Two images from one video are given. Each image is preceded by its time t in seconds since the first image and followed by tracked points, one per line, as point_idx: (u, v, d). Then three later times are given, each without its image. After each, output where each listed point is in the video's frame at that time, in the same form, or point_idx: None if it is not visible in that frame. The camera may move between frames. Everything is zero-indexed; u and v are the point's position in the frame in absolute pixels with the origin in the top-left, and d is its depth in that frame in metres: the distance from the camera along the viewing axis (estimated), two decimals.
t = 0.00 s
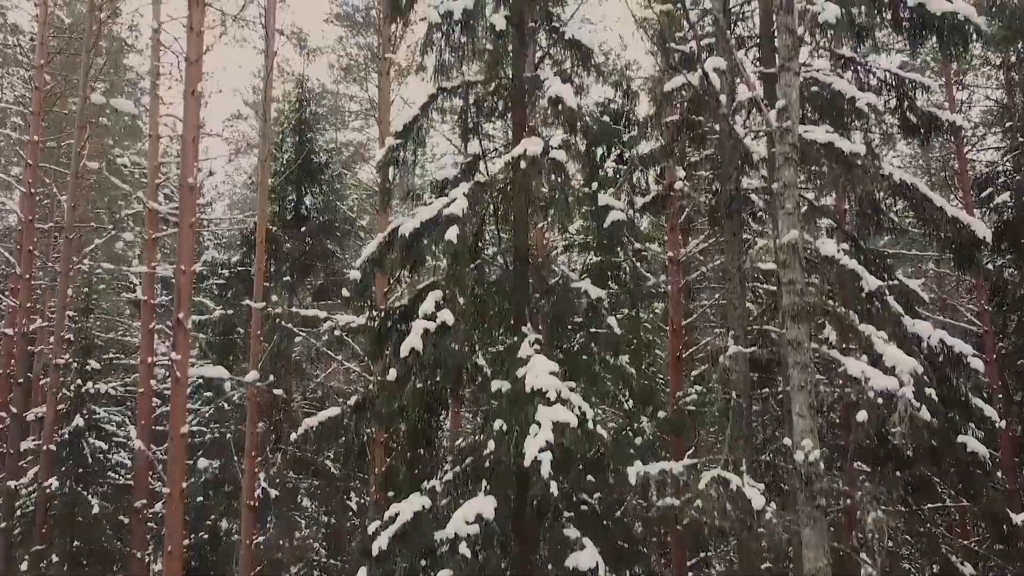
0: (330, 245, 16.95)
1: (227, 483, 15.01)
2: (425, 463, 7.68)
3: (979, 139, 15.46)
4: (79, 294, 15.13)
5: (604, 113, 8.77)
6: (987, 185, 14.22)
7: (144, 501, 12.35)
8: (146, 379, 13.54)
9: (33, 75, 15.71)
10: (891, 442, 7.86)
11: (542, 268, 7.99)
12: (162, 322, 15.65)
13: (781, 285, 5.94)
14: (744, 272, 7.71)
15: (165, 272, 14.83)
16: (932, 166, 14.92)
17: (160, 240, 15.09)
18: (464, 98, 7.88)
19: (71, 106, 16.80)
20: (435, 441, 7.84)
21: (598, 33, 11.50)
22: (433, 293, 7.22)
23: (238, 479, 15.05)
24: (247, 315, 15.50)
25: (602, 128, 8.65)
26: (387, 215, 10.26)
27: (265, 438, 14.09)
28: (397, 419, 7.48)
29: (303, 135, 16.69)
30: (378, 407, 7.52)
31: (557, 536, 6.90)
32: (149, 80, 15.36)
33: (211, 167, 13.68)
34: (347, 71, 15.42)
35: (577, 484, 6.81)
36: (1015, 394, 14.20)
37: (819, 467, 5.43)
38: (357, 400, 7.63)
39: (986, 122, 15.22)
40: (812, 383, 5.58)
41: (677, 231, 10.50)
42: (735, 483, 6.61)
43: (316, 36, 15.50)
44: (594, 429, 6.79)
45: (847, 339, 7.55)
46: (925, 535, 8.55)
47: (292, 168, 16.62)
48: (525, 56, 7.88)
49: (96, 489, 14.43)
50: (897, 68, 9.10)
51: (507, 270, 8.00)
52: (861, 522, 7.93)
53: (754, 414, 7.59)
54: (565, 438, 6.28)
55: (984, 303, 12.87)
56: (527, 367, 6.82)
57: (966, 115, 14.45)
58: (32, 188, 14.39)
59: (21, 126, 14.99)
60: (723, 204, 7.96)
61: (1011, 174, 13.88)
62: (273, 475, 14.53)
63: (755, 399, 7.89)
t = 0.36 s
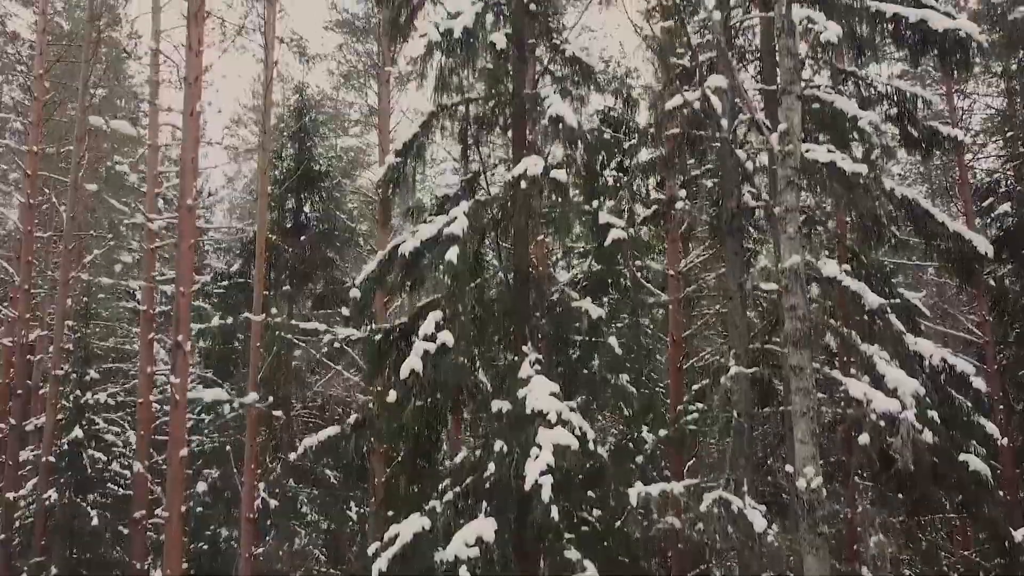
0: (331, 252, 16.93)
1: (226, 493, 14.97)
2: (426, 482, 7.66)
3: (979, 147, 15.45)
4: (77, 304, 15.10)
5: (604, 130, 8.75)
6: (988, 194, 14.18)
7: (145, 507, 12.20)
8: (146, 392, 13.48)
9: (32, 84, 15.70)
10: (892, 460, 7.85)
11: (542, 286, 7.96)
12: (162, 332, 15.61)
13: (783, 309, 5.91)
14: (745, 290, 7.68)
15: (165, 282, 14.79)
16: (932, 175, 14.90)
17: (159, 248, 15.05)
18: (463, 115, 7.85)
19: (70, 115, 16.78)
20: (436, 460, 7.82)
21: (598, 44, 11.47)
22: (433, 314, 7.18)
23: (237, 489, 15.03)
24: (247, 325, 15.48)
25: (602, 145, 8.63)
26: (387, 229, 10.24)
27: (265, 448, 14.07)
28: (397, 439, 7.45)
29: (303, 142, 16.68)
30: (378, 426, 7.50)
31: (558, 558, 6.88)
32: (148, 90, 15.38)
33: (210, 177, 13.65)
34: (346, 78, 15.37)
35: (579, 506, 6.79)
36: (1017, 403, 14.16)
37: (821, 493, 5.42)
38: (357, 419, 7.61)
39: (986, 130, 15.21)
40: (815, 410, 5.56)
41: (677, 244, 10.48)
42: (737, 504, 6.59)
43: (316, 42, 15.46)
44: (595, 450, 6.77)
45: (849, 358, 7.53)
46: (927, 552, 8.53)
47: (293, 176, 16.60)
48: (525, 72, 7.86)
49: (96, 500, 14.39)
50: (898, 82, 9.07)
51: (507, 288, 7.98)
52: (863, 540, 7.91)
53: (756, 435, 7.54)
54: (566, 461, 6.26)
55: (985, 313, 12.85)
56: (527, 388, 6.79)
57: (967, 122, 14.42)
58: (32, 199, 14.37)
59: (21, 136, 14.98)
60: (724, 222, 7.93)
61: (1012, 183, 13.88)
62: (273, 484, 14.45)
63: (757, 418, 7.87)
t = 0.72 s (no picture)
0: (331, 261, 16.92)
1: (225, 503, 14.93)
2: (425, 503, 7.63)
3: (979, 155, 15.45)
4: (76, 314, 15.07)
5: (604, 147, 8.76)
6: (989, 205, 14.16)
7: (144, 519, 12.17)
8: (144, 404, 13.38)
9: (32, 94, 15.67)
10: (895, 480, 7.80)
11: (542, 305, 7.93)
12: (161, 342, 15.56)
13: (785, 335, 5.89)
14: (747, 310, 7.64)
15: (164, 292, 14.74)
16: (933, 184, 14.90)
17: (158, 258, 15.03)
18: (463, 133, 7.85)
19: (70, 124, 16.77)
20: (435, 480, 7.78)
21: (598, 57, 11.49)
22: (433, 335, 7.13)
23: (237, 500, 14.98)
24: (246, 335, 15.44)
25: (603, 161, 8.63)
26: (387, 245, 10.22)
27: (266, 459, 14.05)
28: (397, 460, 7.42)
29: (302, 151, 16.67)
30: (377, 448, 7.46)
31: None
32: (148, 100, 15.41)
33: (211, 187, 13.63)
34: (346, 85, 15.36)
35: (579, 528, 6.75)
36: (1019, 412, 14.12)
37: (823, 520, 5.39)
38: (356, 440, 7.57)
39: (987, 139, 15.21)
40: (816, 436, 5.53)
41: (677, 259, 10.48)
42: (738, 527, 6.56)
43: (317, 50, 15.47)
44: (596, 472, 6.74)
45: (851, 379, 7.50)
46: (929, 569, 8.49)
47: (292, 185, 16.58)
48: (525, 90, 7.86)
49: (94, 510, 14.35)
50: (899, 97, 9.06)
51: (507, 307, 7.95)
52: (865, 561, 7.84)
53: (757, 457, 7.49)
54: (567, 484, 6.22)
55: (987, 324, 12.83)
56: (528, 409, 6.76)
57: (967, 132, 14.42)
58: (31, 209, 14.34)
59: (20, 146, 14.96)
60: (727, 240, 7.90)
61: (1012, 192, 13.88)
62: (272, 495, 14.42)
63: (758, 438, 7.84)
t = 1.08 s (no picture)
0: (332, 270, 16.88)
1: (224, 513, 14.90)
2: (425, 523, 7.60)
3: (981, 164, 15.42)
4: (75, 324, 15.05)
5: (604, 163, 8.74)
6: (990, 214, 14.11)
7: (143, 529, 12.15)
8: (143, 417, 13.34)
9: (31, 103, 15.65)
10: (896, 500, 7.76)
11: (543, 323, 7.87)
12: (161, 351, 15.50)
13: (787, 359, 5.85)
14: (748, 329, 7.61)
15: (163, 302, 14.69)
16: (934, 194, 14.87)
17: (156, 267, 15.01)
18: (463, 150, 7.79)
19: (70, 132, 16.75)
20: (435, 500, 7.75)
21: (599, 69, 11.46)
22: (433, 356, 7.09)
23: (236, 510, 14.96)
24: (246, 345, 15.41)
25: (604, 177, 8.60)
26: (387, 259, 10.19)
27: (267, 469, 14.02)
28: (397, 481, 7.39)
29: (301, 159, 16.63)
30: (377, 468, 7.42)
31: None
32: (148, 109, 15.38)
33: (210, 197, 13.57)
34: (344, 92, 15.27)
35: (579, 551, 6.71)
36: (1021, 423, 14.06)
37: (825, 548, 5.35)
38: (356, 460, 7.54)
39: (988, 148, 15.19)
40: (819, 462, 5.50)
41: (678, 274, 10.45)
42: (739, 550, 6.53)
43: (316, 58, 15.42)
44: (597, 494, 6.70)
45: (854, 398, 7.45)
46: None
47: (291, 193, 16.56)
48: (525, 107, 7.81)
49: (93, 520, 14.33)
50: (901, 111, 9.01)
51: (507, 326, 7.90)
52: None
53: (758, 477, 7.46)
54: (568, 508, 6.19)
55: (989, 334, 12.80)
56: (528, 431, 6.72)
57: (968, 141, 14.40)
58: (30, 220, 14.31)
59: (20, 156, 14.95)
60: (728, 258, 7.87)
61: (1014, 202, 13.85)
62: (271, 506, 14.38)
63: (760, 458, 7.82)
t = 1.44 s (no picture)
0: (332, 279, 16.85)
1: (224, 523, 14.86)
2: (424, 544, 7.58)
3: (981, 174, 15.39)
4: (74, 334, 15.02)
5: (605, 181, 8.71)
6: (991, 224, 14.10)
7: (142, 540, 12.12)
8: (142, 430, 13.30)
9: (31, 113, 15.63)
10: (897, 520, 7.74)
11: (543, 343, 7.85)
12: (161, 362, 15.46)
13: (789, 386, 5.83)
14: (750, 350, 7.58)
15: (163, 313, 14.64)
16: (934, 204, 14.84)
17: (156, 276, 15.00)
18: (463, 168, 7.78)
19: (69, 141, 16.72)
20: (434, 520, 7.72)
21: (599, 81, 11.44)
22: (434, 378, 7.08)
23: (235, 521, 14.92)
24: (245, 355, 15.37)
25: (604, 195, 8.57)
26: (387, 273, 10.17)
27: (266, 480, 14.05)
28: (397, 502, 7.36)
29: (301, 168, 16.59)
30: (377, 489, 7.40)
31: None
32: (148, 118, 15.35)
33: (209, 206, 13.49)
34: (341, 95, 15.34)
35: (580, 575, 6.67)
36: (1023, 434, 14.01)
37: None
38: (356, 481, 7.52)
39: (988, 158, 15.16)
40: (821, 491, 5.46)
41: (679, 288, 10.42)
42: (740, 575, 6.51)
43: (315, 65, 15.45)
44: (597, 517, 6.67)
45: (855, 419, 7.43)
46: None
47: (290, 202, 16.53)
48: (525, 126, 7.79)
49: (90, 532, 14.27)
50: (902, 127, 9.00)
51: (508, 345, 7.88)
52: None
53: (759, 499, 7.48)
54: (568, 533, 6.16)
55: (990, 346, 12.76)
56: (529, 454, 6.69)
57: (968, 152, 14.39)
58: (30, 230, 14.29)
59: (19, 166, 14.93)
60: (729, 278, 7.84)
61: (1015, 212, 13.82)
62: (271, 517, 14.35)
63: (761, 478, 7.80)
